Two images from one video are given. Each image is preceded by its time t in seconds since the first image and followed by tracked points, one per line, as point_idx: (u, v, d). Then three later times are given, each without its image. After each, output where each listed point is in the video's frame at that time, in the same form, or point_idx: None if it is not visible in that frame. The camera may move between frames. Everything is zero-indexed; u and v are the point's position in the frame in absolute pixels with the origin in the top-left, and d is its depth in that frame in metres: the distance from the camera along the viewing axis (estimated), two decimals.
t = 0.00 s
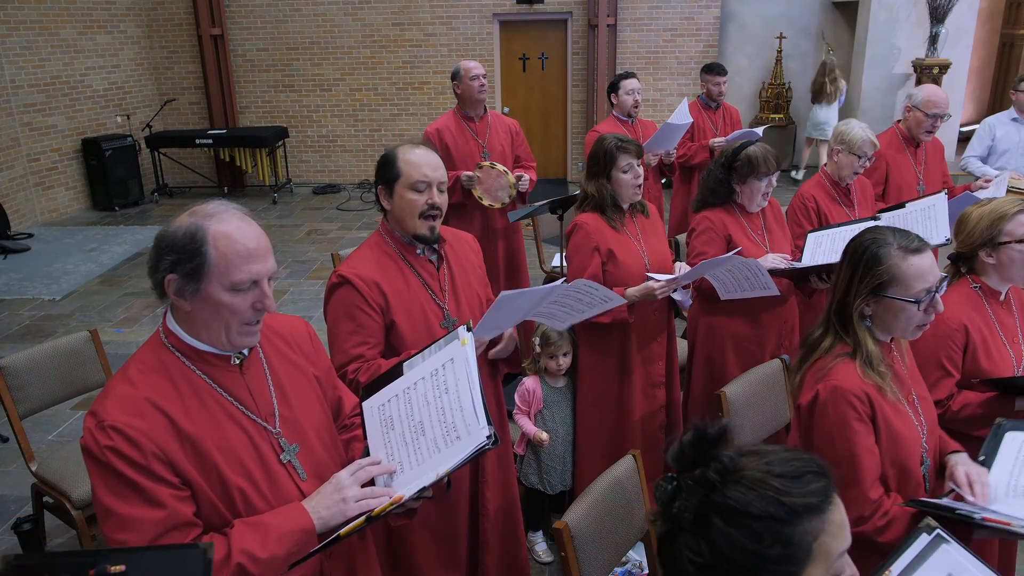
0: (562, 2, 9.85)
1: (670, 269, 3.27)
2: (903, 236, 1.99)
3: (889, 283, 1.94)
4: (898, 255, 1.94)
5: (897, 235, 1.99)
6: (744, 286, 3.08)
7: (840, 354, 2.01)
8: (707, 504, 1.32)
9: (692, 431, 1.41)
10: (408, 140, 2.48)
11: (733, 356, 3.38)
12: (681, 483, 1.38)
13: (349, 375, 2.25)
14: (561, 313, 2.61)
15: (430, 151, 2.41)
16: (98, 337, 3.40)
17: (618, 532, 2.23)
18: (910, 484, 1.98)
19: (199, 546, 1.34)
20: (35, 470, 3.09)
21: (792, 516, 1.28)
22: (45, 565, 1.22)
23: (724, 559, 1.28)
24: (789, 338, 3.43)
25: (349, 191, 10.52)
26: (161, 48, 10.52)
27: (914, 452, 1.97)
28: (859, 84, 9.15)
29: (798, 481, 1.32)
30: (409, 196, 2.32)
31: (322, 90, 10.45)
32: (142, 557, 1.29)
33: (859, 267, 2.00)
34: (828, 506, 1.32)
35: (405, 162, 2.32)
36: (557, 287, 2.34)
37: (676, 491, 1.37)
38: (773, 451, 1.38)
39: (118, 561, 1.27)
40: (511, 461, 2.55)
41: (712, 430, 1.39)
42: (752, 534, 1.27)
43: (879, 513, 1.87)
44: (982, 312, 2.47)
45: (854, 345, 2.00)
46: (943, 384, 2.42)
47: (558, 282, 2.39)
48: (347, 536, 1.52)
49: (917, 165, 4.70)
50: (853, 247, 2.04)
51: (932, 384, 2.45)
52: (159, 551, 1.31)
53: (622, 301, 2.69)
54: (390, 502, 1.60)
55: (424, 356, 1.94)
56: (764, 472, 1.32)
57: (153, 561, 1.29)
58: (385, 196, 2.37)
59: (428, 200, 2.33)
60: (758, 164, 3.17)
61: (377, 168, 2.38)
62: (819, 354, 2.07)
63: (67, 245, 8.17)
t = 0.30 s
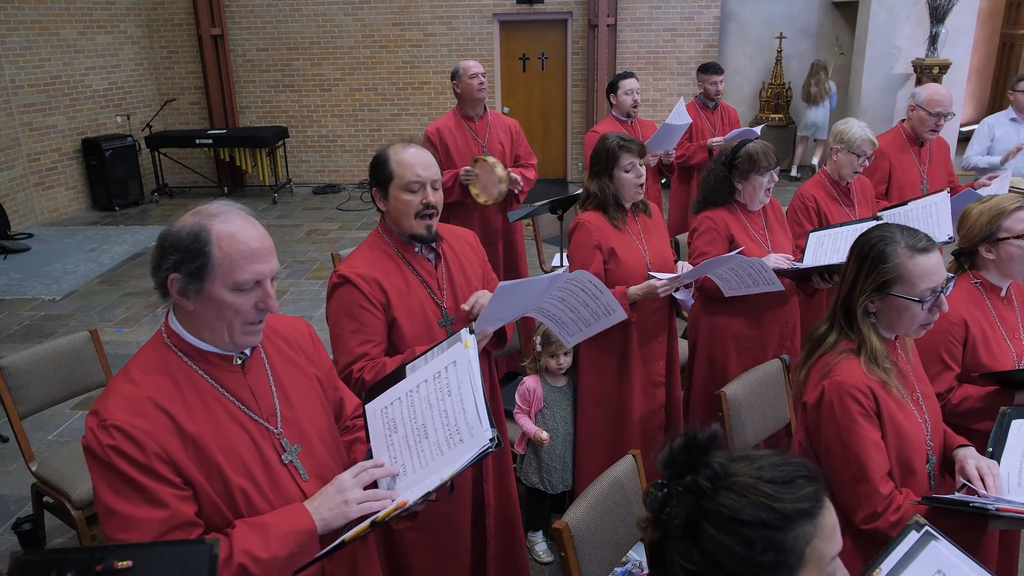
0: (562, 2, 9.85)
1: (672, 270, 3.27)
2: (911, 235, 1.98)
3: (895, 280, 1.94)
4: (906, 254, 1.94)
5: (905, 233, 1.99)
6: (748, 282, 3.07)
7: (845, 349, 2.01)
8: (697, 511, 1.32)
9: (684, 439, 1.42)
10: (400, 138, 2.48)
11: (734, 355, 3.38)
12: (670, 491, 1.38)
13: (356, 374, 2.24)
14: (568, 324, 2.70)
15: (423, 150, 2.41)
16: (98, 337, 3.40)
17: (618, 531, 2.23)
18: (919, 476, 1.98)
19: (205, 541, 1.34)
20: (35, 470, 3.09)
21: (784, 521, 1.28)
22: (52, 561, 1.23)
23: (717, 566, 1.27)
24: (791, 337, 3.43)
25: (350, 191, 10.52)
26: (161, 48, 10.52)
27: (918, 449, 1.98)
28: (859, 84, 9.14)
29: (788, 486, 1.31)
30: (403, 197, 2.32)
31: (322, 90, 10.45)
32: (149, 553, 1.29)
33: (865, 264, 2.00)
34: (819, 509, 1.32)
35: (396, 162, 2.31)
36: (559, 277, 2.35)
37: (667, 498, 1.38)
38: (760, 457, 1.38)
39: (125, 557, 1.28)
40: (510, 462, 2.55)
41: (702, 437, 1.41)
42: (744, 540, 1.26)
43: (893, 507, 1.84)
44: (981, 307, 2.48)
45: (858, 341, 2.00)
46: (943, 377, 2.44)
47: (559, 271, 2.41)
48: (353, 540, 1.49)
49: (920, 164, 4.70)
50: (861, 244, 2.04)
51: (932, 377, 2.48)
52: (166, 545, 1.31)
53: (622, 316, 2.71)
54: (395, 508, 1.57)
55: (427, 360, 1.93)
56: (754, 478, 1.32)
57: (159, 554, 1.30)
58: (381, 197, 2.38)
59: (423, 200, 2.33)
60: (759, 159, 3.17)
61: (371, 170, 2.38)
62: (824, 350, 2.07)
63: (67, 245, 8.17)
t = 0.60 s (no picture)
0: (562, 2, 9.85)
1: (673, 270, 3.27)
2: (914, 239, 1.98)
3: (893, 284, 1.95)
4: (907, 258, 1.94)
5: (907, 237, 1.99)
6: (748, 285, 3.08)
7: (842, 353, 2.01)
8: (689, 508, 1.32)
9: (675, 433, 1.42)
10: (398, 138, 2.48)
11: (735, 355, 3.38)
12: (661, 487, 1.38)
13: (364, 372, 2.24)
14: (576, 317, 2.72)
15: (422, 148, 2.41)
16: (98, 337, 3.41)
17: (618, 532, 2.23)
18: (914, 484, 1.98)
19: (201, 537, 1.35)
20: (35, 470, 3.09)
21: (775, 517, 1.28)
22: (46, 557, 1.24)
23: (707, 562, 1.27)
24: (792, 337, 3.43)
25: (350, 191, 10.52)
26: (161, 48, 10.52)
27: (914, 455, 1.98)
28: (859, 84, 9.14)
29: (780, 482, 1.32)
30: (406, 193, 2.31)
31: (322, 90, 10.45)
32: (145, 550, 1.29)
33: (866, 267, 2.00)
34: (812, 506, 1.32)
35: (397, 161, 2.32)
36: (565, 266, 2.34)
37: (659, 493, 1.37)
38: (759, 450, 1.38)
39: (119, 555, 1.28)
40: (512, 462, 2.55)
41: (694, 432, 1.41)
42: (735, 536, 1.26)
43: (891, 512, 1.84)
44: (982, 304, 2.48)
45: (856, 345, 2.00)
46: (945, 375, 2.43)
47: (567, 261, 2.41)
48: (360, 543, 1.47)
49: (923, 163, 4.69)
50: (862, 246, 2.04)
51: (934, 375, 2.46)
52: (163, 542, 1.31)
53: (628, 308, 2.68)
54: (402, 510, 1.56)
55: (430, 361, 1.93)
56: (746, 473, 1.32)
57: (155, 552, 1.29)
58: (382, 197, 2.37)
59: (425, 195, 2.33)
60: (761, 157, 3.16)
61: (370, 171, 2.37)
62: (822, 353, 2.07)
63: (67, 245, 8.17)
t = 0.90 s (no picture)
0: (562, 2, 9.84)
1: (672, 270, 3.27)
2: (916, 244, 1.98)
3: (895, 289, 1.94)
4: (910, 263, 1.93)
5: (909, 242, 1.98)
6: (746, 287, 3.06)
7: (838, 359, 2.00)
8: (683, 508, 1.32)
9: (674, 433, 1.43)
10: (405, 139, 2.48)
11: (735, 355, 3.38)
12: (661, 485, 1.38)
13: (369, 374, 2.24)
14: (579, 301, 2.71)
15: (428, 149, 2.41)
16: (99, 337, 3.40)
17: (618, 532, 2.23)
18: (912, 493, 1.99)
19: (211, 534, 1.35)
20: (35, 470, 3.09)
21: (773, 522, 1.28)
22: (52, 558, 1.25)
23: (700, 561, 1.28)
24: (793, 337, 3.42)
25: (350, 191, 10.52)
26: (161, 48, 10.52)
27: (909, 463, 1.98)
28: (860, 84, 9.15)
29: (780, 486, 1.31)
30: (413, 196, 2.31)
31: (323, 90, 10.45)
32: (154, 549, 1.30)
33: (866, 271, 1.98)
34: (809, 512, 1.32)
35: (405, 163, 2.31)
36: (568, 263, 2.36)
37: (658, 491, 1.38)
38: (761, 453, 1.38)
39: (126, 554, 1.28)
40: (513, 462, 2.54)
41: (694, 432, 1.41)
42: (730, 538, 1.27)
43: (890, 523, 1.84)
44: (984, 304, 2.48)
45: (852, 350, 1.99)
46: (949, 374, 2.41)
47: (568, 257, 2.43)
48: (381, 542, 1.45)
49: (926, 164, 4.69)
50: (863, 250, 2.02)
51: (937, 376, 2.43)
52: (174, 540, 1.32)
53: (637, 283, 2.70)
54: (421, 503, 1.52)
55: (437, 361, 1.92)
56: (744, 476, 1.32)
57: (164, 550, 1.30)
58: (387, 198, 2.37)
59: (433, 199, 2.33)
60: (765, 161, 3.16)
61: (377, 170, 2.37)
62: (818, 357, 2.06)
63: (67, 245, 8.17)
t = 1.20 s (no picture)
0: (562, 2, 9.84)
1: (671, 270, 3.27)
2: (908, 249, 1.97)
3: (890, 295, 1.93)
4: (904, 268, 1.93)
5: (903, 246, 1.97)
6: (744, 292, 3.11)
7: (832, 368, 2.00)
8: (694, 504, 1.33)
9: (688, 430, 1.43)
10: (402, 138, 2.47)
11: (734, 355, 3.38)
12: (674, 479, 1.38)
13: (365, 374, 2.24)
14: (580, 300, 2.71)
15: (425, 148, 2.40)
16: (98, 337, 3.40)
17: (618, 531, 2.23)
18: (910, 505, 1.99)
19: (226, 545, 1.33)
20: (35, 470, 3.09)
21: (780, 523, 1.28)
22: (57, 559, 1.26)
23: (707, 558, 1.29)
24: (790, 336, 3.43)
25: (350, 191, 10.53)
26: (161, 48, 10.52)
27: (906, 476, 1.98)
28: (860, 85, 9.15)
29: (790, 488, 1.31)
30: (409, 195, 2.31)
31: (323, 90, 10.45)
32: (165, 553, 1.30)
33: (860, 277, 1.97)
34: (819, 515, 1.31)
35: (401, 162, 2.31)
36: (566, 266, 2.34)
37: (668, 486, 1.37)
38: (771, 454, 1.38)
39: (136, 559, 1.29)
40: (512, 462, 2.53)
41: (708, 430, 1.41)
42: (739, 538, 1.27)
43: (894, 537, 1.83)
44: (983, 307, 2.49)
45: (847, 360, 1.99)
46: (952, 379, 2.40)
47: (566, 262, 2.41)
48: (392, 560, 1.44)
49: (928, 163, 4.69)
50: (855, 254, 2.01)
51: (940, 380, 2.42)
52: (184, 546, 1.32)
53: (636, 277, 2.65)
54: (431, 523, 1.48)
55: (439, 370, 1.89)
56: (755, 477, 1.32)
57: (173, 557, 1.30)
58: (384, 197, 2.37)
59: (428, 197, 2.32)
60: (769, 165, 3.14)
61: (373, 169, 2.37)
62: (811, 367, 2.05)
63: (67, 245, 8.17)
